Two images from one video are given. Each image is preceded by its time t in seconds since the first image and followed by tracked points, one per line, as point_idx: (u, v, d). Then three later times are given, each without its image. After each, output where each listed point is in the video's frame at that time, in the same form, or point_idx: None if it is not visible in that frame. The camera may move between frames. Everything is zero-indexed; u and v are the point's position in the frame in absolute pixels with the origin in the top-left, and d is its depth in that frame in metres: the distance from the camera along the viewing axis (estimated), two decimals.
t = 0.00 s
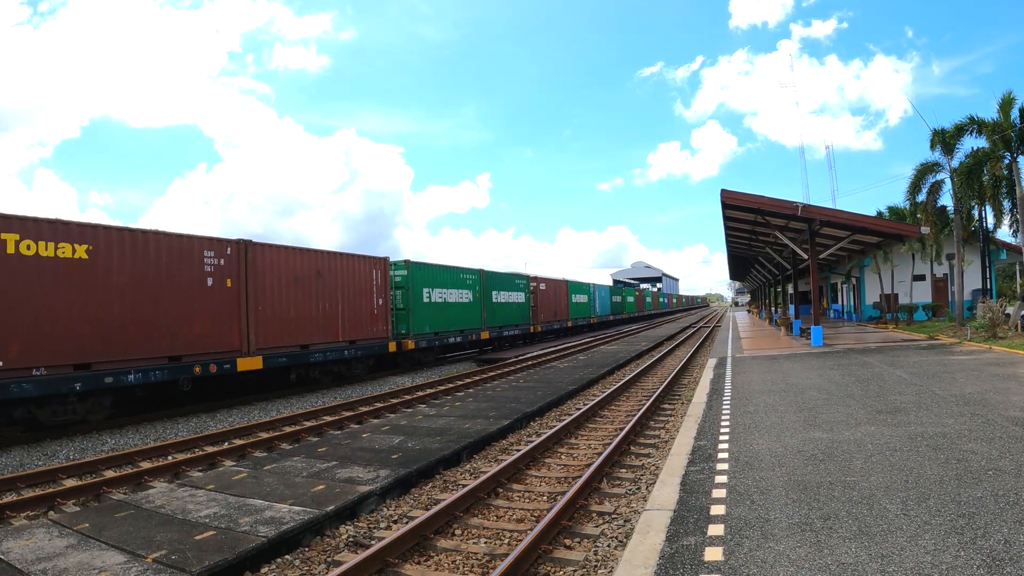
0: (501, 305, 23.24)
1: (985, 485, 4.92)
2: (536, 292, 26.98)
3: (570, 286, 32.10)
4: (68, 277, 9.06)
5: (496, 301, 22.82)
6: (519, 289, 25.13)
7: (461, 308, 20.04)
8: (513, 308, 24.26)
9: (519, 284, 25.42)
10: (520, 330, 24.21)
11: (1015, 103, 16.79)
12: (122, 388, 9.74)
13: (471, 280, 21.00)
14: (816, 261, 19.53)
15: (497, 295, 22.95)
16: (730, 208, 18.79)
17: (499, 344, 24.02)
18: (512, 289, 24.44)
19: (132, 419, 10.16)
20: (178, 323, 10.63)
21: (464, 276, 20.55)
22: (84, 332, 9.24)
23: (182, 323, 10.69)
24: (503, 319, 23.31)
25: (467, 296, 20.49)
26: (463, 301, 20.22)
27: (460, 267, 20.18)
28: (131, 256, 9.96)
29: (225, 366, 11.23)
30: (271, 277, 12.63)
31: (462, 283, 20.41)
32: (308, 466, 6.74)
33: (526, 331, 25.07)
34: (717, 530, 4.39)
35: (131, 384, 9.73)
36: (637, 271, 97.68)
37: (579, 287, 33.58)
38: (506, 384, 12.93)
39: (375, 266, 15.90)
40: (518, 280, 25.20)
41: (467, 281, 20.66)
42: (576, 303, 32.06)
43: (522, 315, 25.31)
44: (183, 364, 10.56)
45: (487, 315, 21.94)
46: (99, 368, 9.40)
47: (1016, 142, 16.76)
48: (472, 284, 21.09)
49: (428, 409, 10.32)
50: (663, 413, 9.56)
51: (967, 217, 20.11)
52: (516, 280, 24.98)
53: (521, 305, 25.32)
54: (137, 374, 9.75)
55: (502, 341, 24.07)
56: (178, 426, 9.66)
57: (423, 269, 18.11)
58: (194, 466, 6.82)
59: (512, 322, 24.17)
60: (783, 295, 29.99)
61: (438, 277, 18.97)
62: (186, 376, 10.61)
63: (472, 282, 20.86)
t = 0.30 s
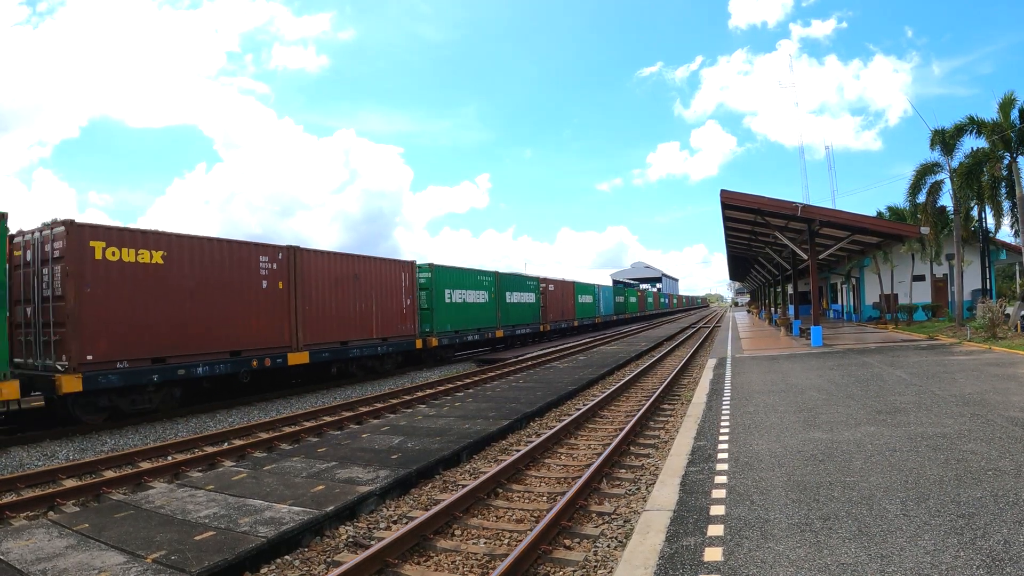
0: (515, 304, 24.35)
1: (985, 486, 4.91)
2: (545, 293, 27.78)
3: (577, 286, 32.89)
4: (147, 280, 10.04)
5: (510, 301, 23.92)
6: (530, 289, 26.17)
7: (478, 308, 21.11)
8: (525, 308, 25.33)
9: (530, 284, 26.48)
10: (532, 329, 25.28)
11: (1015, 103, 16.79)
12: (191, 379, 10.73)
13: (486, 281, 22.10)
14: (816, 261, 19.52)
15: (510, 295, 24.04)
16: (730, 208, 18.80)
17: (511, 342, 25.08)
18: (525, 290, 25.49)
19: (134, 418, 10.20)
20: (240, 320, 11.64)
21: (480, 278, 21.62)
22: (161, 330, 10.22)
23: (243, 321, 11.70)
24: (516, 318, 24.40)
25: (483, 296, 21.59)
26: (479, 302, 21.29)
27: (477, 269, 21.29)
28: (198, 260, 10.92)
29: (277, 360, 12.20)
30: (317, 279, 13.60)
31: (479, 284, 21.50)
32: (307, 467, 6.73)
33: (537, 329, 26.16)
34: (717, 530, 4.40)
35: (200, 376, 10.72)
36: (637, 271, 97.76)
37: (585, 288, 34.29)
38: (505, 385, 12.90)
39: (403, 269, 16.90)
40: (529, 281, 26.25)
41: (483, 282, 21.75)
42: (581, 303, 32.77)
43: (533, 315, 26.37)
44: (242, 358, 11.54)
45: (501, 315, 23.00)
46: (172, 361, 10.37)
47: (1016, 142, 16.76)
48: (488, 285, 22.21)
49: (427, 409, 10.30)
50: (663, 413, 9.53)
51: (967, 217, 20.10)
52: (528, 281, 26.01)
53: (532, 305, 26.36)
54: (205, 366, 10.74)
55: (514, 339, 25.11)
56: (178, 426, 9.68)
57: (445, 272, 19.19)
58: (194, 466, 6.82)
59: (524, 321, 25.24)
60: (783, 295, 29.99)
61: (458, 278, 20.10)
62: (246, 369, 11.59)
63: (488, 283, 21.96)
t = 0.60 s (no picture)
0: (526, 305, 25.38)
1: (985, 486, 4.91)
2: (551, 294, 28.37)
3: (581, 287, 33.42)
4: (213, 283, 11.11)
5: (521, 301, 24.95)
6: (539, 290, 27.16)
7: (493, 308, 22.17)
8: (535, 308, 26.36)
9: (540, 285, 27.45)
10: (541, 328, 26.32)
11: (1015, 104, 16.80)
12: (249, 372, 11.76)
13: (501, 283, 23.16)
14: (816, 261, 19.50)
15: (521, 295, 25.06)
16: (730, 208, 18.80)
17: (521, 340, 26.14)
18: (534, 290, 26.49)
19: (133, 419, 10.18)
20: (291, 319, 12.74)
21: (495, 280, 22.67)
22: (223, 327, 11.28)
23: (293, 320, 12.81)
24: (527, 318, 25.45)
25: (498, 297, 22.66)
26: (495, 302, 22.37)
27: (493, 271, 22.33)
28: (256, 264, 12.02)
29: (321, 355, 13.27)
30: (354, 281, 14.70)
31: (494, 285, 22.55)
32: (307, 467, 6.73)
33: (546, 328, 27.18)
34: (717, 530, 4.40)
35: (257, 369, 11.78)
36: (637, 271, 97.87)
37: (589, 288, 34.80)
38: (504, 385, 12.87)
39: (429, 271, 18.01)
40: (538, 282, 27.23)
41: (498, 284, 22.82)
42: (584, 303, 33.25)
43: (542, 314, 27.34)
44: (293, 353, 12.61)
45: (514, 314, 24.07)
46: (233, 356, 11.43)
47: (1015, 143, 16.78)
48: (501, 286, 23.28)
49: (427, 409, 10.29)
50: (663, 413, 9.52)
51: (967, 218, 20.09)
52: (538, 282, 27.01)
53: (541, 305, 27.36)
54: (261, 360, 11.79)
55: (524, 338, 26.16)
56: (177, 426, 9.69)
57: (464, 274, 20.26)
58: (194, 466, 6.82)
59: (534, 320, 26.28)
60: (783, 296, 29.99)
61: (476, 280, 21.15)
62: (296, 363, 12.66)
63: (502, 285, 23.02)
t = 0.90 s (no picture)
0: (535, 305, 26.33)
1: (984, 487, 4.91)
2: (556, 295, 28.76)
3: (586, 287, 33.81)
4: (266, 285, 12.25)
5: (531, 301, 25.92)
6: (548, 290, 28.06)
7: (506, 308, 23.18)
8: (544, 308, 27.31)
9: (548, 286, 28.33)
10: (550, 327, 27.29)
11: (1015, 104, 16.82)
12: (297, 366, 12.88)
13: (514, 284, 24.20)
14: (816, 261, 19.49)
15: (531, 296, 26.02)
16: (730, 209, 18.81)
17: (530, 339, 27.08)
18: (543, 291, 27.40)
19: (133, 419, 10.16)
20: (332, 318, 13.88)
21: (508, 281, 23.70)
22: (275, 326, 12.39)
23: (334, 318, 13.96)
24: (537, 317, 26.45)
25: (510, 298, 23.68)
26: (508, 302, 23.39)
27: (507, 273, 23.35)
28: (303, 268, 13.15)
29: (358, 351, 14.39)
30: (387, 283, 15.86)
31: (507, 287, 23.56)
32: (306, 467, 6.72)
33: (554, 327, 28.10)
34: (717, 530, 4.40)
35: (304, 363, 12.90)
36: (637, 271, 97.92)
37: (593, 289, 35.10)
38: (504, 386, 12.85)
39: (450, 273, 19.17)
40: (547, 283, 28.16)
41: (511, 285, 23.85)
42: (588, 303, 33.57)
43: (550, 314, 28.24)
44: (334, 349, 13.75)
45: (525, 314, 25.09)
46: (284, 351, 12.56)
47: (1015, 143, 16.80)
48: (514, 287, 24.32)
49: (427, 410, 10.27)
50: (663, 414, 9.51)
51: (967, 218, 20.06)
52: (547, 284, 27.94)
53: (550, 305, 28.30)
54: (308, 355, 12.91)
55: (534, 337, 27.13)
56: (177, 426, 9.70)
57: (480, 276, 21.31)
58: (194, 466, 6.82)
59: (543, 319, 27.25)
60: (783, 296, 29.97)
61: (491, 282, 22.29)
62: (337, 358, 13.81)
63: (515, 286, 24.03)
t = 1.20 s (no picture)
0: (546, 305, 27.36)
1: (984, 487, 4.91)
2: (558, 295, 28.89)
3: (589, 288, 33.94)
4: (311, 287, 13.32)
5: (542, 301, 26.93)
6: (557, 291, 28.99)
7: (519, 308, 24.27)
8: (554, 308, 28.33)
9: (557, 287, 29.26)
10: (559, 326, 28.31)
11: (1015, 104, 16.82)
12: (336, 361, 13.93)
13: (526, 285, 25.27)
14: (816, 261, 19.48)
15: (542, 296, 27.01)
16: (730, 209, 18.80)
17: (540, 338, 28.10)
18: (553, 292, 28.36)
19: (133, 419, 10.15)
20: (367, 317, 14.95)
21: (521, 283, 24.76)
22: (319, 324, 13.45)
23: (369, 318, 15.02)
24: (547, 317, 27.48)
25: (523, 299, 24.76)
26: (520, 303, 24.47)
27: (520, 275, 24.42)
28: (343, 271, 14.21)
29: (390, 348, 15.45)
30: (414, 284, 16.96)
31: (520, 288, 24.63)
32: (306, 468, 6.71)
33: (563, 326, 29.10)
34: (717, 530, 4.40)
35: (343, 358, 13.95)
36: (637, 271, 98.04)
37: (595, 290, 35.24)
38: (503, 386, 12.85)
39: (468, 275, 20.28)
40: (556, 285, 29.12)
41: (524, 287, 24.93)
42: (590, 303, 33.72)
43: (558, 314, 29.16)
44: (369, 345, 14.79)
45: (536, 314, 26.14)
46: (326, 347, 13.61)
47: (1014, 144, 16.80)
48: (527, 288, 25.41)
49: (426, 410, 10.27)
50: (662, 414, 9.50)
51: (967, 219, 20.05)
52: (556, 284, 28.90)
53: (558, 305, 29.25)
54: (347, 351, 13.96)
55: (544, 335, 28.15)
56: (177, 426, 9.71)
57: (495, 277, 22.41)
58: (194, 466, 6.82)
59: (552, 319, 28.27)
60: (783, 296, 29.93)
61: (506, 283, 23.35)
62: (371, 354, 14.87)
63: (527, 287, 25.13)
